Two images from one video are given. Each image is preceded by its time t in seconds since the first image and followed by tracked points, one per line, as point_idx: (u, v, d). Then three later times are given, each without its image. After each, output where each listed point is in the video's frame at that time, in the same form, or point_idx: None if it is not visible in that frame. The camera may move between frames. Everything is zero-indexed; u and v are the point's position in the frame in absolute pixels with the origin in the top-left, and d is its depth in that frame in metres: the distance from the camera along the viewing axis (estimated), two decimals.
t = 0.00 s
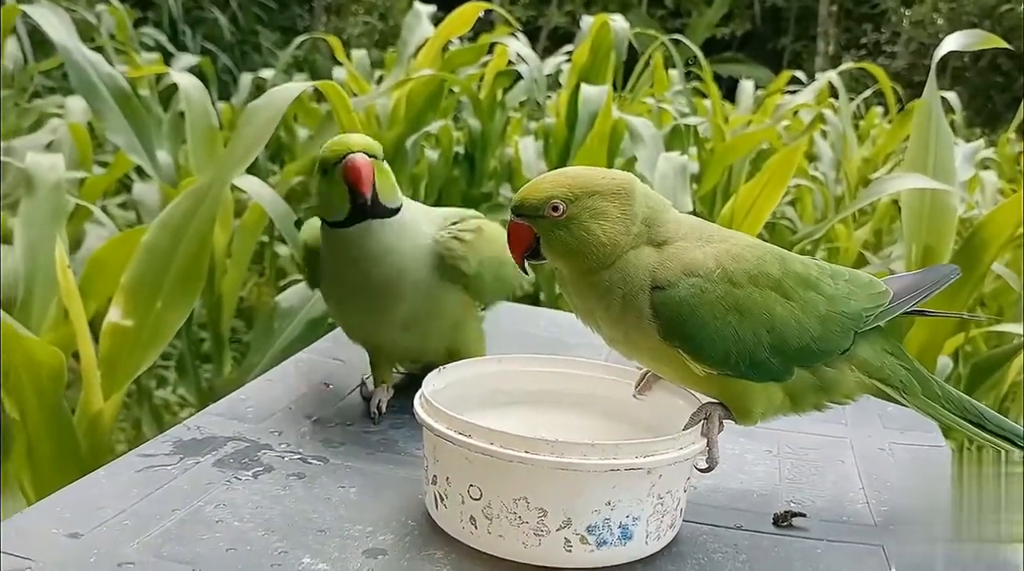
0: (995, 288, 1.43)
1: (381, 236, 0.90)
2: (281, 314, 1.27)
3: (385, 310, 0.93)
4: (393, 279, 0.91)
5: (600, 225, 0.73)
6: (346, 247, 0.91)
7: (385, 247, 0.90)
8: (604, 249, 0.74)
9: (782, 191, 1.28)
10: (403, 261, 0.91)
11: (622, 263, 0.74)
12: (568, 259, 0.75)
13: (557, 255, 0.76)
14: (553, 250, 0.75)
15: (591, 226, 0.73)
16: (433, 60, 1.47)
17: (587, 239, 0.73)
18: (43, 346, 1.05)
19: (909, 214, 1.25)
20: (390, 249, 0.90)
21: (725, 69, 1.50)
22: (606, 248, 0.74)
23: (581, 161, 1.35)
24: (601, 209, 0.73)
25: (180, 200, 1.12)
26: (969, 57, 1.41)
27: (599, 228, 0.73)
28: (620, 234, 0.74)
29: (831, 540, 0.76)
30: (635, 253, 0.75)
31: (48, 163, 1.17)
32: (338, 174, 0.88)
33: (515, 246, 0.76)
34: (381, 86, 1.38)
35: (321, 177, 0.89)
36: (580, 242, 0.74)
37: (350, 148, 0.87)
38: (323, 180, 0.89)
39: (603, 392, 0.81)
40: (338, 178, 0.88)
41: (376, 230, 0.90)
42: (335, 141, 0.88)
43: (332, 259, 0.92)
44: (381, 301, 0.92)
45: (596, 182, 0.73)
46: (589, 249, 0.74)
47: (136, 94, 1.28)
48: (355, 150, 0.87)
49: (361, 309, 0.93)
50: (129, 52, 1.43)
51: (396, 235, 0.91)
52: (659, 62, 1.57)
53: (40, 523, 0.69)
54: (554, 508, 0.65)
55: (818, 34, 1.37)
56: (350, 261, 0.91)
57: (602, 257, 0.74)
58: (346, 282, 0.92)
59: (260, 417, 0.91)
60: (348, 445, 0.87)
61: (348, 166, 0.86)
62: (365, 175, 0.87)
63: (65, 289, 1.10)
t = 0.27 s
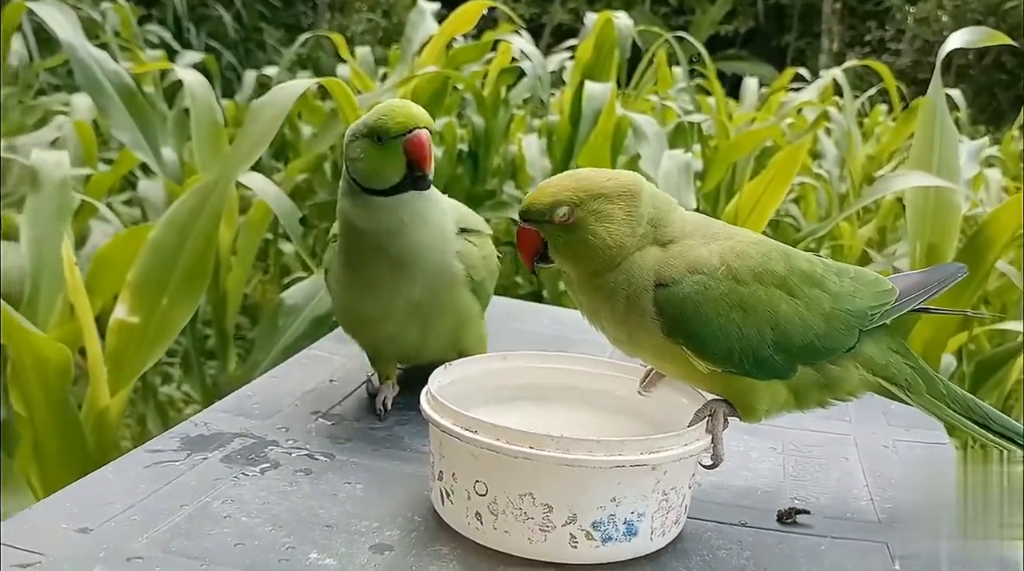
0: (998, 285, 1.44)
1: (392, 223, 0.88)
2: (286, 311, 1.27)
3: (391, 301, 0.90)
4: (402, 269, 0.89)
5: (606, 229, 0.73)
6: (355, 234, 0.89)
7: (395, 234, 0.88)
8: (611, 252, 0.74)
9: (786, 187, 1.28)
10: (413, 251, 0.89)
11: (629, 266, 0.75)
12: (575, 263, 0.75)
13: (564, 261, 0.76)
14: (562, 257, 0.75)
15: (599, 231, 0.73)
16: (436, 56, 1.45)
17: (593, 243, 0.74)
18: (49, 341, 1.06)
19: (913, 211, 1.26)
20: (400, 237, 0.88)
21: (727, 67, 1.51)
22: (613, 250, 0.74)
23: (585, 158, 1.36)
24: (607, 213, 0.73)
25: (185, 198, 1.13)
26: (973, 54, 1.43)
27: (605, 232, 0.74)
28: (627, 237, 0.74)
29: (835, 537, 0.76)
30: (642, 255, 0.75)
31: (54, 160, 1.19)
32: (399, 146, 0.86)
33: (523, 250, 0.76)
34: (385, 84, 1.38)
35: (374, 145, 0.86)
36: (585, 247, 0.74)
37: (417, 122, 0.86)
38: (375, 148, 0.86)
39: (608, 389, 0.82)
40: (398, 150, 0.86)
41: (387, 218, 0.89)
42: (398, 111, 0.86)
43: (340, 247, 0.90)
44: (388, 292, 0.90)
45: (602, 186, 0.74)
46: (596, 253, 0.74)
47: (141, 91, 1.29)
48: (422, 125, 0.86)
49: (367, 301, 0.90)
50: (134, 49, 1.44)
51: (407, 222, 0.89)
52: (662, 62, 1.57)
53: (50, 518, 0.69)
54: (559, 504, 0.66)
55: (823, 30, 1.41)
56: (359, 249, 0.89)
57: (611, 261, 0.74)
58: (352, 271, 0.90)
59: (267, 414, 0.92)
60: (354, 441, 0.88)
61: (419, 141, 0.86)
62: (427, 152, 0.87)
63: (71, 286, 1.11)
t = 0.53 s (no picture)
0: (999, 286, 1.44)
1: (391, 229, 0.88)
2: (287, 311, 1.28)
3: (389, 306, 0.90)
4: (401, 275, 0.89)
5: (586, 306, 0.73)
6: (354, 241, 0.89)
7: (395, 241, 0.88)
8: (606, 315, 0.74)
9: (789, 186, 1.28)
10: (412, 257, 0.89)
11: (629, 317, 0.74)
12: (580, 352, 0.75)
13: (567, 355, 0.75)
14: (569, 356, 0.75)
15: (583, 303, 0.73)
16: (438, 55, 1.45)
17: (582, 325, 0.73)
18: (50, 341, 1.06)
19: (913, 213, 1.25)
20: (400, 243, 0.88)
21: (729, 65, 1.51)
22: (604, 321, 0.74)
23: (586, 158, 1.36)
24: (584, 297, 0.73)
25: (187, 198, 1.13)
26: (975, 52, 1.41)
27: (588, 310, 0.73)
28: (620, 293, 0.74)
29: (834, 541, 0.77)
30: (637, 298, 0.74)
31: (56, 159, 1.20)
32: (400, 152, 0.86)
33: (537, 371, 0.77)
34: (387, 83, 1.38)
35: (375, 151, 0.86)
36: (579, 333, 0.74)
37: (418, 129, 0.87)
38: (376, 154, 0.86)
39: (609, 391, 0.82)
40: (399, 156, 0.86)
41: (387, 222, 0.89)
42: (399, 118, 0.86)
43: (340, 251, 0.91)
44: (386, 297, 0.90)
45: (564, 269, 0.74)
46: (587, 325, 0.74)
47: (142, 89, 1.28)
48: (423, 132, 0.87)
49: (366, 305, 0.91)
50: (135, 47, 1.45)
51: (407, 229, 0.89)
52: (664, 60, 1.57)
53: (51, 522, 0.70)
54: (559, 510, 0.66)
55: (825, 29, 1.39)
56: (358, 255, 0.89)
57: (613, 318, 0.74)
58: (351, 275, 0.90)
59: (268, 416, 0.92)
60: (354, 444, 0.88)
61: (420, 147, 0.86)
62: (429, 160, 0.87)
63: (73, 287, 1.11)
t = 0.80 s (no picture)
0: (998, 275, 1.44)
1: (388, 224, 0.88)
2: (286, 302, 1.28)
3: (387, 299, 0.90)
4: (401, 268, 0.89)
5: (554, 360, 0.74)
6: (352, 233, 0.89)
7: (393, 235, 0.88)
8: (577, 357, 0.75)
9: (789, 174, 1.28)
10: (410, 252, 0.89)
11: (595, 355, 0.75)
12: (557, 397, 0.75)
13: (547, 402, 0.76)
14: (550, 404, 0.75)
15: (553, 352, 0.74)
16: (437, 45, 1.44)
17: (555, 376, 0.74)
18: (47, 335, 1.06)
19: (912, 201, 1.26)
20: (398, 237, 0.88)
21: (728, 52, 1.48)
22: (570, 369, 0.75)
23: (586, 145, 1.36)
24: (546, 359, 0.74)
25: (186, 189, 1.12)
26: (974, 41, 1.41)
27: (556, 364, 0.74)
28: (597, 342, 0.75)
29: (831, 537, 0.77)
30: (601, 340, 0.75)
31: (54, 150, 1.19)
32: (397, 147, 0.86)
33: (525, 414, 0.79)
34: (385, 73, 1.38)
35: (372, 146, 0.86)
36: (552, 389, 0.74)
37: (415, 125, 0.86)
38: (372, 149, 0.86)
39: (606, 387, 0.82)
40: (396, 152, 0.86)
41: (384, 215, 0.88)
42: (396, 113, 0.86)
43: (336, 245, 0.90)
44: (384, 290, 0.90)
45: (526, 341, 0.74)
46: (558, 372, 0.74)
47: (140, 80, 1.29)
48: (420, 128, 0.86)
49: (363, 299, 0.90)
50: (133, 36, 1.44)
51: (404, 223, 0.88)
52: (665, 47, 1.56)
53: (48, 520, 0.69)
54: (555, 507, 0.66)
55: (824, 15, 1.37)
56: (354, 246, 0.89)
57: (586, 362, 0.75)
58: (348, 269, 0.90)
59: (265, 412, 0.92)
60: (351, 440, 0.88)
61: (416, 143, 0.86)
62: (426, 155, 0.87)
63: (70, 281, 1.11)
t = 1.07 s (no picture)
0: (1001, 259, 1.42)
1: (386, 219, 0.87)
2: (284, 292, 1.29)
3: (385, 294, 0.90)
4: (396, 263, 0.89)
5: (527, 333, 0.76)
6: (349, 228, 0.89)
7: (391, 230, 0.88)
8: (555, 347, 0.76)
9: (791, 158, 1.26)
10: (407, 246, 0.88)
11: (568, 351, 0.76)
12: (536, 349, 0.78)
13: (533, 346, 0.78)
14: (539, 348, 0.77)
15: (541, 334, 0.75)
16: (436, 28, 1.44)
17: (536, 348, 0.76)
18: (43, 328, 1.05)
19: (913, 185, 1.25)
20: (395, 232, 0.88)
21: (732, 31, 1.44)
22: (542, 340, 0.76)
23: (586, 131, 1.35)
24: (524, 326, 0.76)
25: (184, 178, 1.12)
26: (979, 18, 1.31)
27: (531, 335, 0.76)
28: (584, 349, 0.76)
29: (827, 535, 0.76)
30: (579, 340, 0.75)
31: (53, 137, 1.17)
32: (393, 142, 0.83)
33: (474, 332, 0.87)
34: (384, 56, 1.37)
35: (367, 141, 0.84)
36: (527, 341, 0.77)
37: (411, 118, 0.83)
38: (368, 144, 0.84)
39: (601, 384, 0.82)
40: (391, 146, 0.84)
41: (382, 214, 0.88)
42: (391, 107, 0.83)
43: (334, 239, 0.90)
44: (381, 284, 0.90)
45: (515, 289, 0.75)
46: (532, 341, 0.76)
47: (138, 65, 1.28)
48: (416, 122, 0.83)
49: (363, 290, 0.90)
50: (133, 19, 1.43)
51: (400, 220, 0.88)
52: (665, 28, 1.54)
53: (43, 521, 0.70)
54: (551, 508, 0.66)
55: None
56: (352, 242, 0.89)
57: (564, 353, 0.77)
58: (346, 262, 0.90)
59: (262, 407, 0.92)
60: (347, 435, 0.88)
61: (412, 138, 0.83)
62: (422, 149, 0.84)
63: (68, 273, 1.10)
